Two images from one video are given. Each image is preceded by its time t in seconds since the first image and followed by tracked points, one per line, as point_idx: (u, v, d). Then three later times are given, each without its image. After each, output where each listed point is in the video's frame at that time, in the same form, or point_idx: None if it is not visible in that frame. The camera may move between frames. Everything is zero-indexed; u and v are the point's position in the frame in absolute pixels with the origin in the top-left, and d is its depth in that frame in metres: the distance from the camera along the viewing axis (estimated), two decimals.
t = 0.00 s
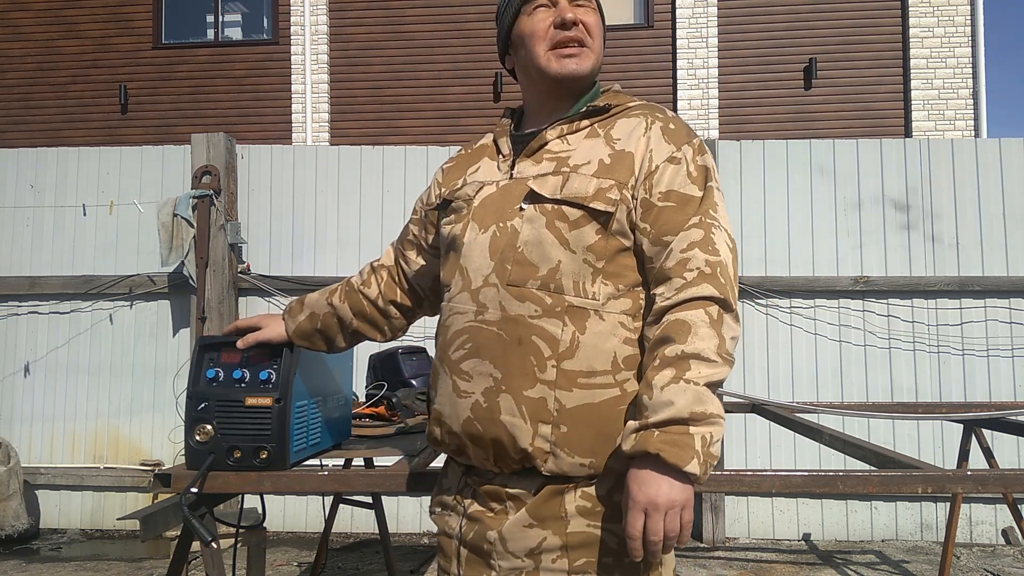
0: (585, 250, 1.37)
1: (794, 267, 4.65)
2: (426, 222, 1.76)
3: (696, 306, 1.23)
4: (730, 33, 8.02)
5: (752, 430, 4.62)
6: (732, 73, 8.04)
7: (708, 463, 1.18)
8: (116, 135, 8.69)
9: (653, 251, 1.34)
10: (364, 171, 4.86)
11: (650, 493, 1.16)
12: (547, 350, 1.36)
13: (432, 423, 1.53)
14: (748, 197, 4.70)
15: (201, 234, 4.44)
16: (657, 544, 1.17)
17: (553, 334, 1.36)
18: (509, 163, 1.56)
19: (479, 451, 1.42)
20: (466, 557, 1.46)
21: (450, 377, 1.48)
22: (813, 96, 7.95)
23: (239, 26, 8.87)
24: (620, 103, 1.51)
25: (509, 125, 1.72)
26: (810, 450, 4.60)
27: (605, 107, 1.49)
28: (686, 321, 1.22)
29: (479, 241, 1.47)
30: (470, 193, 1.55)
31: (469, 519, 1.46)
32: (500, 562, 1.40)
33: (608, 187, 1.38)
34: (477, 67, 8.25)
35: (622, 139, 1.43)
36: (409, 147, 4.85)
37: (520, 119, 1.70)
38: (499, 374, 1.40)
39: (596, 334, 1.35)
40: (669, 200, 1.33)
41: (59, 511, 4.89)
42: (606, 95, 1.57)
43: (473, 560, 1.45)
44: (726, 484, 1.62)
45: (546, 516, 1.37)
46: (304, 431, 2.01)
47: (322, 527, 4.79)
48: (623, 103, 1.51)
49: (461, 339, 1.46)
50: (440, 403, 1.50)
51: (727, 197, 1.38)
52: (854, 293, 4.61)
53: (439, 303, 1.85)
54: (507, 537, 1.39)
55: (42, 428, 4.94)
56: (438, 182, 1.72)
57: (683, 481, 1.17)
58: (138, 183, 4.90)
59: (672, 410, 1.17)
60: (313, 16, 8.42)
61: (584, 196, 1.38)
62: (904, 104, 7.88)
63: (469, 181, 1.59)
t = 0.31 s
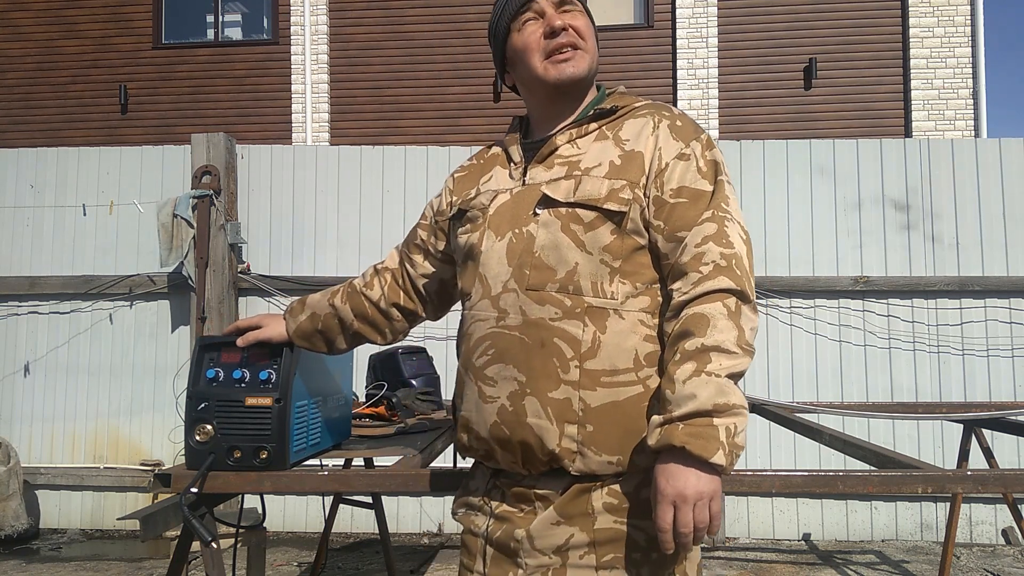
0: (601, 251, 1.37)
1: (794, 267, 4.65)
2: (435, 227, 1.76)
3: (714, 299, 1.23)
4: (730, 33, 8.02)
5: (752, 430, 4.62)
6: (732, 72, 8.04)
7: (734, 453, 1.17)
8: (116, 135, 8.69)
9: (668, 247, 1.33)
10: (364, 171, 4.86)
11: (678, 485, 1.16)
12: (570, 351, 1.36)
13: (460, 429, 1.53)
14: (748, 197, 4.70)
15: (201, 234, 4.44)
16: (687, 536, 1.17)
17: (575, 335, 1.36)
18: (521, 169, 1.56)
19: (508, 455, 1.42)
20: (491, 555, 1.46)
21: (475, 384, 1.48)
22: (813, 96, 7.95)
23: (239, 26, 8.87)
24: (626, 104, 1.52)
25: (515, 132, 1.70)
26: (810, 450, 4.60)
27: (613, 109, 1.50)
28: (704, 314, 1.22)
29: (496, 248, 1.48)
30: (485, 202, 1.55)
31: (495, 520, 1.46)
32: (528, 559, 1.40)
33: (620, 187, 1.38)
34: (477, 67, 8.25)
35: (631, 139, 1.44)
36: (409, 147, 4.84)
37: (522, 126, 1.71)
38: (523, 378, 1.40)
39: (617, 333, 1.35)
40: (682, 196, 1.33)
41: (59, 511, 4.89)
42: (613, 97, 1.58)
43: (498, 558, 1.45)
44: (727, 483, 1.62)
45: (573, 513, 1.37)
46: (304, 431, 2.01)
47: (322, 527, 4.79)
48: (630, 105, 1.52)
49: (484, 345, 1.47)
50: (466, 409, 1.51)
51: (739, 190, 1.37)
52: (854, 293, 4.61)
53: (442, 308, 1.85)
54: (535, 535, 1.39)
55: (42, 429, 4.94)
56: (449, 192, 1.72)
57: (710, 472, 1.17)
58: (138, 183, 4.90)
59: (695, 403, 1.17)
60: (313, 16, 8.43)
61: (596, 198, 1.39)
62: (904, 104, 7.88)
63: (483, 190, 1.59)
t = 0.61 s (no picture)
0: (600, 252, 1.37)
1: (794, 267, 4.65)
2: (443, 232, 1.76)
3: (709, 291, 1.22)
4: (731, 32, 8.02)
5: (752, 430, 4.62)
6: (732, 72, 8.04)
7: (728, 445, 1.16)
8: (116, 135, 8.69)
9: (665, 243, 1.34)
10: (364, 170, 4.86)
11: (672, 477, 1.17)
12: (575, 353, 1.36)
13: (477, 434, 1.53)
14: (748, 196, 4.70)
15: (201, 234, 4.44)
16: (683, 527, 1.17)
17: (579, 337, 1.36)
18: (521, 176, 1.56)
19: (523, 458, 1.42)
20: (506, 547, 1.49)
21: (488, 391, 1.48)
22: (813, 96, 7.95)
23: (239, 26, 8.86)
24: (620, 103, 1.51)
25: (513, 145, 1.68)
26: (810, 450, 4.60)
27: (606, 109, 1.50)
28: (698, 306, 1.21)
29: (501, 257, 1.49)
30: (489, 212, 1.56)
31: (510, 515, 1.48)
32: (542, 552, 1.42)
33: (615, 188, 1.39)
34: (477, 67, 8.26)
35: (624, 138, 1.44)
36: (409, 147, 4.84)
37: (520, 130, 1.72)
38: (532, 382, 1.40)
39: (621, 332, 1.35)
40: (675, 190, 1.34)
41: (59, 511, 4.89)
42: (608, 96, 1.59)
43: (514, 549, 1.47)
44: (727, 484, 1.62)
45: (586, 508, 1.38)
46: (304, 431, 2.01)
47: (322, 527, 4.79)
48: (623, 103, 1.52)
49: (494, 352, 1.47)
50: (480, 414, 1.51)
51: (735, 179, 1.36)
52: (854, 293, 4.61)
53: (445, 311, 1.85)
54: (548, 529, 1.41)
55: (42, 429, 4.94)
56: (456, 203, 1.72)
57: (704, 464, 1.17)
58: (138, 183, 4.90)
59: (686, 395, 1.17)
60: (313, 16, 8.43)
61: (591, 200, 1.39)
62: (904, 104, 7.88)
63: (487, 199, 1.59)
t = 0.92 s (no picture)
0: (602, 257, 1.37)
1: (794, 267, 4.65)
2: (448, 233, 1.75)
3: (700, 291, 1.22)
4: (731, 32, 8.02)
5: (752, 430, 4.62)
6: (733, 72, 8.03)
7: (706, 444, 1.16)
8: (116, 135, 8.69)
9: (662, 245, 1.34)
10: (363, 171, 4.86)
11: (648, 471, 1.17)
12: (582, 358, 1.36)
13: (488, 439, 1.54)
14: (749, 196, 4.70)
15: (201, 234, 4.43)
16: (657, 522, 1.17)
17: (585, 342, 1.36)
18: (523, 183, 1.55)
19: (534, 462, 1.42)
20: (515, 543, 1.48)
21: (497, 397, 1.48)
22: (813, 96, 7.96)
23: (239, 26, 8.86)
24: (620, 107, 1.52)
25: (518, 150, 1.67)
26: (810, 450, 4.61)
27: (605, 114, 1.50)
28: (687, 304, 1.21)
29: (507, 264, 1.49)
30: (495, 218, 1.55)
31: (518, 512, 1.48)
32: (551, 548, 1.41)
33: (614, 193, 1.39)
34: (477, 67, 8.26)
35: (623, 142, 1.44)
36: (409, 147, 4.84)
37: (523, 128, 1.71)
38: (541, 388, 1.40)
39: (627, 336, 1.35)
40: (670, 192, 1.34)
41: (59, 511, 4.90)
42: (610, 99, 1.59)
43: (522, 545, 1.47)
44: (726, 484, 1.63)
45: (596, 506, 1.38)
46: (304, 431, 2.01)
47: (322, 527, 4.79)
48: (623, 107, 1.52)
49: (503, 358, 1.47)
50: (490, 420, 1.52)
51: (732, 179, 1.36)
52: (854, 293, 4.61)
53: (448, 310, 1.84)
54: (558, 527, 1.40)
55: (42, 428, 4.94)
56: (462, 206, 1.71)
57: (681, 461, 1.17)
58: (138, 184, 4.90)
59: (667, 390, 1.17)
60: (313, 16, 8.42)
61: (591, 206, 1.39)
62: (904, 104, 7.88)
63: (492, 206, 1.59)
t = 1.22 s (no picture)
0: (617, 260, 1.37)
1: (794, 267, 4.65)
2: (449, 229, 1.74)
3: (718, 299, 1.23)
4: (731, 32, 8.02)
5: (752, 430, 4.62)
6: (733, 72, 8.03)
7: (728, 451, 1.17)
8: (116, 135, 8.69)
9: (677, 251, 1.35)
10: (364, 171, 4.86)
11: (670, 478, 1.18)
12: (595, 359, 1.36)
13: (494, 438, 1.53)
14: (749, 196, 4.70)
15: (201, 234, 4.44)
16: (678, 529, 1.18)
17: (599, 344, 1.36)
18: (535, 182, 1.55)
19: (543, 462, 1.42)
20: (521, 544, 1.48)
21: (507, 395, 1.47)
22: (813, 96, 7.96)
23: (239, 26, 8.85)
24: (635, 112, 1.52)
25: (527, 148, 1.66)
26: (810, 450, 4.61)
27: (621, 118, 1.50)
28: (706, 313, 1.22)
29: (518, 262, 1.48)
30: (505, 216, 1.55)
31: (523, 514, 1.48)
32: (559, 549, 1.41)
33: (631, 197, 1.39)
34: (477, 67, 8.26)
35: (640, 148, 1.45)
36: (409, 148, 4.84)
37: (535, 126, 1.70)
38: (553, 389, 1.40)
39: (641, 338, 1.35)
40: (687, 200, 1.34)
41: (59, 511, 4.89)
42: (623, 104, 1.59)
43: (529, 546, 1.46)
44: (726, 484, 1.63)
45: (606, 505, 1.38)
46: (304, 431, 2.01)
47: (322, 527, 4.79)
48: (639, 112, 1.52)
49: (514, 356, 1.46)
50: (497, 417, 1.51)
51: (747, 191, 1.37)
52: (854, 293, 4.61)
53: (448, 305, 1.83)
54: (567, 527, 1.40)
55: (42, 428, 4.94)
56: (467, 203, 1.71)
57: (703, 468, 1.18)
58: (138, 183, 4.90)
59: (690, 399, 1.18)
60: (313, 16, 8.42)
61: (608, 209, 1.39)
62: (904, 104, 7.88)
63: (502, 203, 1.58)
